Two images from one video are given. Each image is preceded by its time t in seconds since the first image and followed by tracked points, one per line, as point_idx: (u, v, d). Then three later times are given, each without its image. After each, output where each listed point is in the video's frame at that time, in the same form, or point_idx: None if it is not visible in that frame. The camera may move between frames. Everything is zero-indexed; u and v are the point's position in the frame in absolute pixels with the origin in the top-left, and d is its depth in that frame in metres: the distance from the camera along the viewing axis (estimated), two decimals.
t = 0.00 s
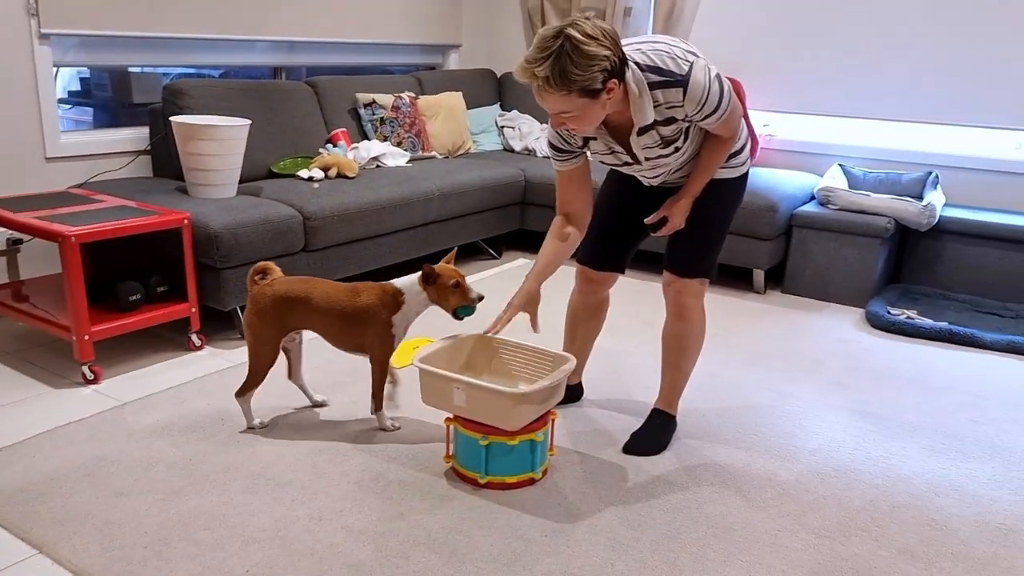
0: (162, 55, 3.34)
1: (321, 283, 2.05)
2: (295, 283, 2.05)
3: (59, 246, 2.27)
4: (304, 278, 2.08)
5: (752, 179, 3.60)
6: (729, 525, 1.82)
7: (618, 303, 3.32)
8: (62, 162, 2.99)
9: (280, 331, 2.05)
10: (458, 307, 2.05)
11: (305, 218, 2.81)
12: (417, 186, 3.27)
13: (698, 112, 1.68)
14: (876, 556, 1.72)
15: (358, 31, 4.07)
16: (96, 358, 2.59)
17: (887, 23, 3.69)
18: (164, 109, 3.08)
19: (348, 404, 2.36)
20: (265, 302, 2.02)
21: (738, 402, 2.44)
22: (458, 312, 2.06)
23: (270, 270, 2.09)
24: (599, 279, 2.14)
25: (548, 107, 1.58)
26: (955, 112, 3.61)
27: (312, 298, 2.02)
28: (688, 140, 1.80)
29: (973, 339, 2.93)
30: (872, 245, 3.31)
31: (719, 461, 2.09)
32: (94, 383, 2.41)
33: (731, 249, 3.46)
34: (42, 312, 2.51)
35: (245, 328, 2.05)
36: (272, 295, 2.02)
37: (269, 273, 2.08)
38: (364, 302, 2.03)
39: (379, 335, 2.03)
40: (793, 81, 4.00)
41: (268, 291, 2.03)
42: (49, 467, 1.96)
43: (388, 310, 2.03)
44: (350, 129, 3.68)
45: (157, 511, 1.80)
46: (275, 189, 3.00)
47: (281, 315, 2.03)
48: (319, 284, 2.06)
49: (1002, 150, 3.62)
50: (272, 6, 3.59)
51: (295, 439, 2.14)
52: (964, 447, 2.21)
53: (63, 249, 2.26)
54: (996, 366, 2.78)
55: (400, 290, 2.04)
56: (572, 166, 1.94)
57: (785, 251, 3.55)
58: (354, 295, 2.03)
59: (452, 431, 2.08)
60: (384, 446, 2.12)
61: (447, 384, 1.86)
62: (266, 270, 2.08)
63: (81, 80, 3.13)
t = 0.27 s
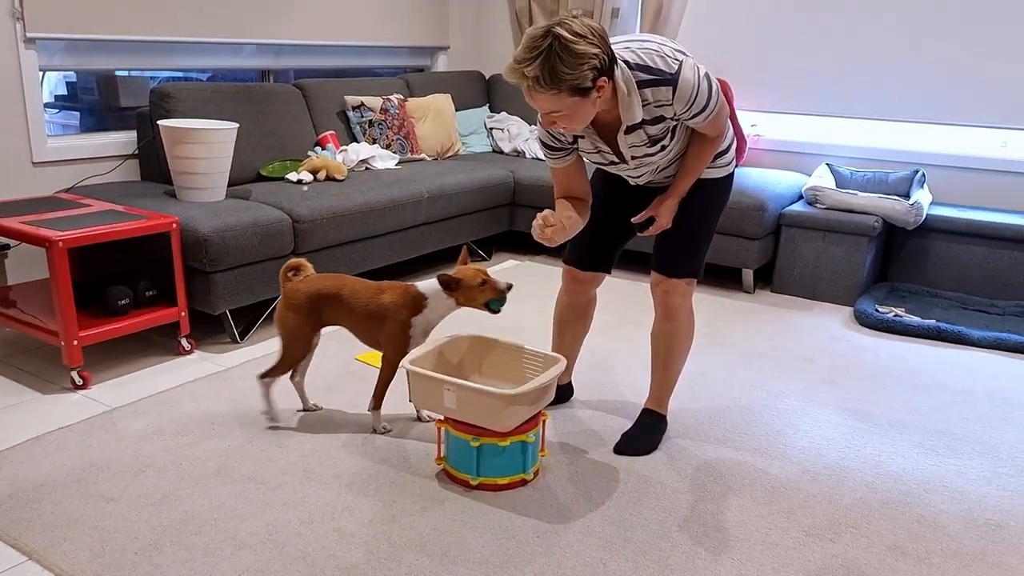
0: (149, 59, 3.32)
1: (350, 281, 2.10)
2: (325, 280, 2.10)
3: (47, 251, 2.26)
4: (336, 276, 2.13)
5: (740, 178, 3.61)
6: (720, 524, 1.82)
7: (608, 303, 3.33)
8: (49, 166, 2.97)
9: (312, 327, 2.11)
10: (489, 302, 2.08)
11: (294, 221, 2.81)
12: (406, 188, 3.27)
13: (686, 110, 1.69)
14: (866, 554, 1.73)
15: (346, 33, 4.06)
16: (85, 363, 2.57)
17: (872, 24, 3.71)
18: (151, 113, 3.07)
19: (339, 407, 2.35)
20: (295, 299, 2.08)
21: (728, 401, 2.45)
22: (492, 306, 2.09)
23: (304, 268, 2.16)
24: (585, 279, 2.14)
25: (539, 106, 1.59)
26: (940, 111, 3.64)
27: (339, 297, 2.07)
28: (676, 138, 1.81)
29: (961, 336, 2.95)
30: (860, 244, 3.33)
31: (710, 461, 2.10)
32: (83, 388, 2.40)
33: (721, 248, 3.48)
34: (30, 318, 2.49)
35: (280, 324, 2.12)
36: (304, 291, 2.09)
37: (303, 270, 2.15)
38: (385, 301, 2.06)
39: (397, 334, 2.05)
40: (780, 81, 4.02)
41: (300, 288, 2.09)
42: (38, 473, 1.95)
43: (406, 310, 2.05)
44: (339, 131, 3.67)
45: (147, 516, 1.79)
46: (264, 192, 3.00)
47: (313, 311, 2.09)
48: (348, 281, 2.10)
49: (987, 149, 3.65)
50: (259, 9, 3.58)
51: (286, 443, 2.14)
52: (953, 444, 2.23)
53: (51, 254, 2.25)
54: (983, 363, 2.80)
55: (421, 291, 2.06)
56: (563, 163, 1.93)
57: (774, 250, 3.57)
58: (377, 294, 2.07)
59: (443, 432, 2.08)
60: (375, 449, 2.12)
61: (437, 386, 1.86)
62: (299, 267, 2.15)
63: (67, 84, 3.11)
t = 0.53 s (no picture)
0: (146, 63, 3.32)
1: (371, 283, 2.11)
2: (345, 282, 2.11)
3: (44, 255, 2.26)
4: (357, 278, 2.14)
5: (737, 179, 3.62)
6: (718, 524, 1.83)
7: (605, 305, 3.33)
8: (45, 171, 2.97)
9: (331, 329, 2.12)
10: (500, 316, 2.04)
11: (291, 224, 2.81)
12: (403, 191, 3.27)
13: (681, 108, 1.69)
14: (864, 553, 1.74)
15: (342, 36, 4.07)
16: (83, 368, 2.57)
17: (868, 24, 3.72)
18: (148, 117, 3.07)
19: (337, 410, 2.36)
20: (314, 302, 2.09)
21: (726, 402, 2.46)
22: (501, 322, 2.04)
23: (321, 270, 2.17)
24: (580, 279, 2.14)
25: (533, 105, 1.59)
26: (936, 111, 3.65)
27: (359, 299, 2.08)
28: (672, 138, 1.81)
29: (958, 335, 2.96)
30: (857, 244, 3.34)
31: (708, 461, 2.10)
32: (81, 392, 2.40)
33: (718, 249, 3.48)
34: (28, 322, 2.49)
35: (299, 327, 2.12)
36: (322, 295, 2.09)
37: (320, 272, 2.16)
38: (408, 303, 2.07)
39: (419, 335, 2.07)
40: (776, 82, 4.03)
41: (318, 291, 2.10)
42: (36, 478, 1.94)
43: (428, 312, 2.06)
44: (336, 134, 3.67)
45: (145, 520, 1.79)
46: (261, 196, 3.00)
47: (331, 314, 2.10)
48: (369, 283, 2.11)
49: (982, 148, 3.66)
50: (255, 12, 3.59)
51: (285, 446, 2.14)
52: (950, 443, 2.23)
53: (49, 258, 2.25)
54: (980, 362, 2.81)
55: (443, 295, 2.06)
56: (560, 162, 1.92)
57: (770, 251, 3.57)
58: (400, 296, 2.08)
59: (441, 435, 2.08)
60: (374, 452, 2.12)
61: (435, 388, 1.87)
62: (318, 269, 2.16)
63: (65, 88, 3.11)
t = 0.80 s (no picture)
0: (146, 65, 3.33)
1: (381, 285, 2.11)
2: (354, 285, 2.11)
3: (45, 258, 2.26)
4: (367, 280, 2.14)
5: (737, 181, 3.62)
6: (718, 526, 1.83)
7: (606, 307, 3.34)
8: (46, 173, 2.97)
9: (338, 332, 2.12)
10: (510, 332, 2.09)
11: (291, 226, 2.81)
12: (403, 193, 3.28)
13: (676, 104, 1.66)
14: (863, 555, 1.74)
15: (343, 38, 4.07)
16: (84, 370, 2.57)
17: (867, 27, 3.73)
18: (149, 119, 3.08)
19: (338, 412, 2.36)
20: (323, 304, 2.09)
21: (726, 403, 2.46)
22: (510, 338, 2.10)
23: (331, 272, 2.18)
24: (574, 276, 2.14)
25: (527, 96, 1.60)
26: (935, 113, 3.66)
27: (367, 301, 2.08)
28: (667, 134, 1.80)
29: (958, 337, 2.96)
30: (857, 246, 3.34)
31: (708, 463, 2.10)
32: (81, 394, 2.40)
33: (718, 251, 3.49)
34: (29, 325, 2.50)
35: (307, 329, 2.12)
36: (331, 296, 2.09)
37: (330, 273, 2.17)
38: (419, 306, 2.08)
39: (429, 338, 2.07)
40: (776, 84, 4.03)
41: (327, 293, 2.10)
42: (37, 480, 1.95)
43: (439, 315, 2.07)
44: (336, 136, 3.68)
45: (146, 522, 1.79)
46: (262, 198, 3.00)
47: (340, 316, 2.10)
48: (379, 286, 2.11)
49: (982, 150, 3.66)
50: (256, 15, 3.59)
51: (285, 448, 2.14)
52: (950, 445, 2.23)
53: (50, 260, 2.26)
54: (980, 364, 2.81)
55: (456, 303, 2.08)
56: (559, 152, 1.95)
57: (770, 253, 3.58)
58: (410, 298, 2.08)
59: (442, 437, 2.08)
60: (374, 453, 2.12)
61: (436, 390, 1.87)
62: (327, 272, 2.17)
63: (66, 91, 3.12)
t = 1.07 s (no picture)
0: (148, 68, 3.33)
1: (387, 289, 2.11)
2: (360, 288, 2.11)
3: (47, 260, 2.26)
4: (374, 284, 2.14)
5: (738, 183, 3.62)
6: (719, 529, 1.83)
7: (606, 310, 3.34)
8: (47, 175, 2.97)
9: (343, 334, 2.12)
10: (521, 336, 1.97)
11: (292, 229, 2.81)
12: (404, 196, 3.28)
13: (675, 104, 1.65)
14: (864, 556, 1.74)
15: (344, 41, 4.08)
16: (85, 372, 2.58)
17: (868, 29, 3.73)
18: (150, 122, 3.08)
19: (339, 414, 2.36)
20: (328, 306, 2.09)
21: (726, 405, 2.46)
22: (523, 344, 1.97)
23: (337, 273, 2.17)
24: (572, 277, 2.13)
25: (527, 95, 1.60)
26: (936, 116, 3.66)
27: (373, 304, 2.08)
28: (668, 134, 1.80)
29: (959, 339, 2.96)
30: (857, 248, 3.34)
31: (709, 465, 2.10)
32: (83, 397, 2.40)
33: (718, 253, 3.49)
34: (31, 327, 2.50)
35: (311, 330, 2.12)
36: (335, 298, 2.09)
37: (336, 275, 2.16)
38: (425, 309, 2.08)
39: (435, 342, 2.08)
40: (776, 86, 4.03)
41: (331, 294, 2.10)
42: (39, 482, 1.95)
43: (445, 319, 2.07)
44: (337, 139, 3.68)
45: (147, 524, 1.79)
46: (263, 200, 3.00)
47: (345, 318, 2.10)
48: (385, 289, 2.12)
49: (983, 153, 3.67)
50: (257, 18, 3.60)
51: (287, 450, 2.14)
52: (951, 447, 2.23)
53: (51, 262, 2.26)
54: (981, 366, 2.81)
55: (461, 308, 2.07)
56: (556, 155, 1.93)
57: (771, 255, 3.58)
58: (416, 302, 2.09)
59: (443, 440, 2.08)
60: (375, 456, 2.12)
61: (438, 393, 1.87)
62: (334, 272, 2.17)
63: (67, 93, 3.12)
